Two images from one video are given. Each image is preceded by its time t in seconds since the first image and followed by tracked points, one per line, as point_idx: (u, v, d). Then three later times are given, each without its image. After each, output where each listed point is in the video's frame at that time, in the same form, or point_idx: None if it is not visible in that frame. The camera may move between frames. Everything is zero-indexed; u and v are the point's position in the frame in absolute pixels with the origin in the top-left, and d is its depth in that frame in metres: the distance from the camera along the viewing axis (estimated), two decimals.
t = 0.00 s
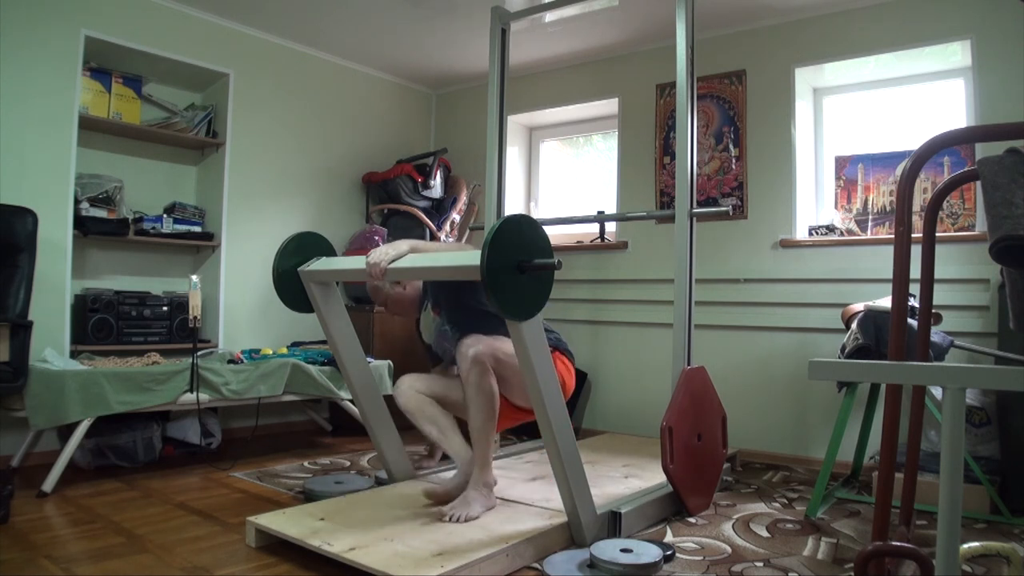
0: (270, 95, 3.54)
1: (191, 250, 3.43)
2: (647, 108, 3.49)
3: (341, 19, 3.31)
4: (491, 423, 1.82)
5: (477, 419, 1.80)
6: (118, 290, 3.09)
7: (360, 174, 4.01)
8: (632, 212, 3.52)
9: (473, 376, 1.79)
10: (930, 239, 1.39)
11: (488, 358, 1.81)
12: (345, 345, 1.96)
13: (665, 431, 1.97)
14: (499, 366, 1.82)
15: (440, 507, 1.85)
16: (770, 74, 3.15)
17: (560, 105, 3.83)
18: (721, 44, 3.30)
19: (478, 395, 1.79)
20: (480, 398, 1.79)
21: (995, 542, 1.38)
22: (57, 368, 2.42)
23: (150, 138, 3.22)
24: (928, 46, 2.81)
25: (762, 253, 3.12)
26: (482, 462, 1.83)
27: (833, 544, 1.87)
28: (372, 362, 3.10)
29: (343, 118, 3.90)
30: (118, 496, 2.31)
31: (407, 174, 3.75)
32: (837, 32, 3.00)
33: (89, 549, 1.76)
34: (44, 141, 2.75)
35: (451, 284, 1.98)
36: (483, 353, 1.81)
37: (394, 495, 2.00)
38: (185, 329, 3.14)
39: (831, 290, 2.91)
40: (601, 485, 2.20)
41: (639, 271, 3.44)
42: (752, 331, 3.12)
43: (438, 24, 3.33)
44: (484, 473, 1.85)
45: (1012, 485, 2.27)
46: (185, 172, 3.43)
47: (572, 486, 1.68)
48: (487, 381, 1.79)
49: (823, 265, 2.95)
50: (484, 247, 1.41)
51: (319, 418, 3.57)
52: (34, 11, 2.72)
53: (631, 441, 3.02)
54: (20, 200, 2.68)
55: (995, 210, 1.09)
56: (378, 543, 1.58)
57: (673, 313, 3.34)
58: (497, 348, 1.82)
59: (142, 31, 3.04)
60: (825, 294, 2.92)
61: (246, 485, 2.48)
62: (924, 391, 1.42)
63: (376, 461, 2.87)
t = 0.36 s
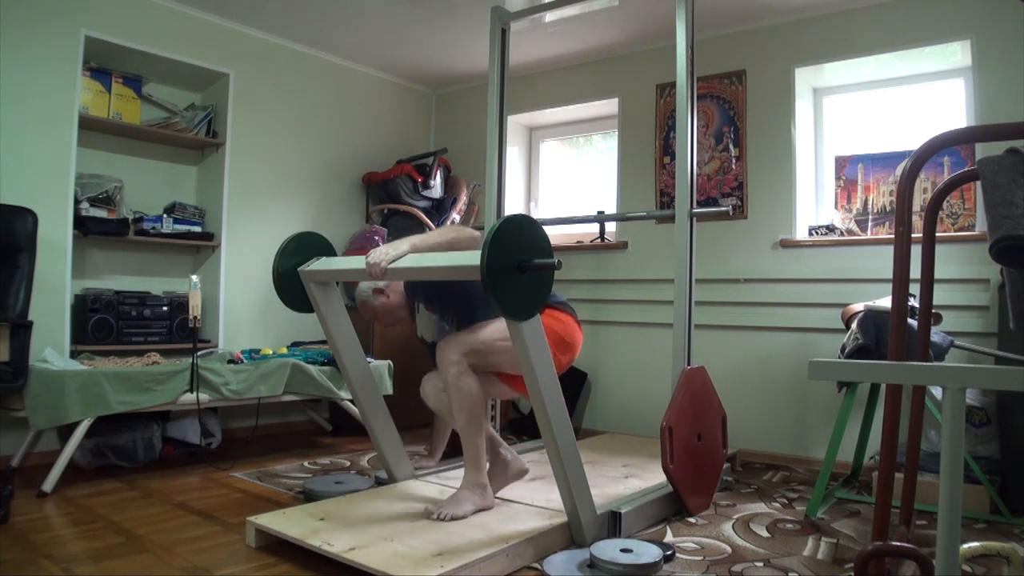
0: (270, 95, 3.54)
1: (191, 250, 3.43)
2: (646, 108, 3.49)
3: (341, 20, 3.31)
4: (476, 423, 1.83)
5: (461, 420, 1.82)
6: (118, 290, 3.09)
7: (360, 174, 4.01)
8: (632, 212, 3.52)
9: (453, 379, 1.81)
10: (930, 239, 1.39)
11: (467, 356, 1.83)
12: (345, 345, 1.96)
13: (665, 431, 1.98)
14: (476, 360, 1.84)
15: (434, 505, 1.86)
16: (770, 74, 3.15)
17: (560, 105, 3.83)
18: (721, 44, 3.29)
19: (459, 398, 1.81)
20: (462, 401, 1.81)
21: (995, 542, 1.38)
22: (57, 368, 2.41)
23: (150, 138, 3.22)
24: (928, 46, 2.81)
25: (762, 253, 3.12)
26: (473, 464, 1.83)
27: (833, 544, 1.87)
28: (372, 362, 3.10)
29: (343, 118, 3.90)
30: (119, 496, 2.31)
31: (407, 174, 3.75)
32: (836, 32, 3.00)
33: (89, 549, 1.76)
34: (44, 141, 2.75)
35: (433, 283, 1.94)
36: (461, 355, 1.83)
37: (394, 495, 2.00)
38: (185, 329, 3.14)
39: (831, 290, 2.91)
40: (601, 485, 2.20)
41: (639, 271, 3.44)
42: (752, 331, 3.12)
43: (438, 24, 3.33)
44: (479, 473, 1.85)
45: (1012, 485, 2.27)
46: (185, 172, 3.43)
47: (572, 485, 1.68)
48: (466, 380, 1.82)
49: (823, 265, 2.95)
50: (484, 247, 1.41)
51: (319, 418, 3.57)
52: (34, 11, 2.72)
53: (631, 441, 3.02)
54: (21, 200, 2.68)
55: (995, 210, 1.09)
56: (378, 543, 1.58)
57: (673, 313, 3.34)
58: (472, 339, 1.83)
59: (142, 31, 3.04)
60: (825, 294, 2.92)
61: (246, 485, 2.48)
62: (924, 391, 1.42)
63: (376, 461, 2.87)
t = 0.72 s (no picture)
0: (270, 95, 3.54)
1: (191, 250, 3.43)
2: (647, 109, 3.49)
3: (341, 19, 3.31)
4: (466, 424, 1.82)
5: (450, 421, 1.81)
6: (118, 290, 3.09)
7: (360, 174, 4.01)
8: (632, 212, 3.52)
9: (438, 384, 1.81)
10: (930, 239, 1.39)
11: (451, 356, 1.81)
12: (345, 345, 1.96)
13: (665, 431, 1.97)
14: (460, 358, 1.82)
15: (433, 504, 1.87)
16: (771, 74, 3.15)
17: (560, 105, 3.83)
18: (721, 44, 3.29)
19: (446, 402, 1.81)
20: (451, 405, 1.80)
21: (995, 542, 1.38)
22: (57, 368, 2.41)
23: (150, 138, 3.22)
24: (928, 46, 2.81)
25: (762, 253, 3.12)
26: (470, 463, 1.83)
27: (833, 544, 1.87)
28: (372, 362, 3.10)
29: (343, 118, 3.90)
30: (118, 496, 2.31)
31: (407, 174, 3.75)
32: (836, 32, 3.00)
33: (89, 550, 1.75)
34: (45, 141, 2.75)
35: (422, 282, 1.93)
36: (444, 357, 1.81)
37: (394, 495, 2.00)
38: (185, 329, 3.14)
39: (831, 290, 2.91)
40: (601, 485, 2.20)
41: (639, 271, 3.44)
42: (752, 331, 3.12)
43: (438, 24, 3.33)
44: (475, 474, 1.85)
45: (1012, 485, 2.27)
46: (185, 172, 3.43)
47: (572, 485, 1.68)
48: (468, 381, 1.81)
49: (823, 265, 2.95)
50: (484, 247, 1.41)
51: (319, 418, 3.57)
52: (33, 11, 2.72)
53: (631, 441, 3.02)
54: (21, 200, 2.68)
55: (995, 210, 1.09)
56: (378, 543, 1.58)
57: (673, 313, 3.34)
58: (452, 337, 1.80)
59: (142, 31, 3.04)
60: (825, 294, 2.92)
61: (246, 485, 2.48)
62: (924, 391, 1.42)
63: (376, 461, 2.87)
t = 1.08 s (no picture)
0: (270, 95, 3.54)
1: (191, 250, 3.43)
2: (647, 109, 3.49)
3: (341, 19, 3.31)
4: (477, 426, 1.79)
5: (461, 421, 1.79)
6: (118, 290, 3.09)
7: (360, 174, 4.01)
8: (632, 212, 3.52)
9: (454, 384, 1.78)
10: (930, 239, 1.39)
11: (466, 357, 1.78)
12: (345, 345, 1.96)
13: (666, 431, 1.98)
14: (474, 359, 1.80)
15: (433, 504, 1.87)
16: (770, 74, 3.15)
17: (560, 105, 3.83)
18: (721, 44, 3.30)
19: (461, 400, 1.78)
20: (464, 405, 1.78)
21: (995, 542, 1.38)
22: (57, 368, 2.41)
23: (150, 138, 3.22)
24: (928, 46, 2.81)
25: (762, 253, 3.12)
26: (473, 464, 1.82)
27: (833, 544, 1.87)
28: (372, 362, 3.10)
29: (343, 118, 3.90)
30: (119, 496, 2.31)
31: (407, 174, 3.75)
32: (836, 32, 3.00)
33: (89, 549, 1.75)
34: (45, 141, 2.75)
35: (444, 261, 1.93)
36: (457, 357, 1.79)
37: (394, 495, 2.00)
38: (185, 329, 3.14)
39: (830, 290, 2.91)
40: (601, 485, 2.20)
41: (639, 271, 3.44)
42: (752, 331, 3.11)
43: (438, 24, 3.33)
44: (476, 475, 1.85)
45: (1012, 485, 2.27)
46: (185, 172, 3.43)
47: (571, 485, 1.68)
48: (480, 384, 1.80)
49: (823, 265, 2.95)
50: (484, 248, 1.41)
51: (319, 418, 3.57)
52: (33, 11, 2.72)
53: (631, 441, 3.02)
54: (21, 200, 2.68)
55: (995, 210, 1.09)
56: (378, 543, 1.58)
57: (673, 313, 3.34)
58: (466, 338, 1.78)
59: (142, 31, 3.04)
60: (825, 294, 2.92)
61: (246, 485, 2.48)
62: (924, 391, 1.42)
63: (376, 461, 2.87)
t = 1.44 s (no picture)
0: (270, 95, 3.54)
1: (191, 251, 3.43)
2: (646, 109, 3.49)
3: (341, 19, 3.30)
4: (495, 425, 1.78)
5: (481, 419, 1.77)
6: (118, 290, 3.09)
7: (360, 174, 4.01)
8: (632, 212, 3.52)
9: (479, 382, 1.78)
10: (930, 239, 1.39)
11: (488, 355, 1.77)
12: (345, 345, 1.96)
13: (666, 431, 1.98)
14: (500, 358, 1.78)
15: (433, 504, 1.87)
16: (770, 74, 3.15)
17: (560, 105, 3.83)
18: (721, 45, 3.30)
19: (484, 399, 1.78)
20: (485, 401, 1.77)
21: (995, 542, 1.38)
22: (57, 368, 2.41)
23: (150, 138, 3.22)
24: (927, 46, 2.81)
25: (762, 253, 3.12)
26: (480, 464, 1.81)
27: (833, 544, 1.87)
28: (372, 362, 3.10)
29: (343, 118, 3.90)
30: (118, 496, 2.31)
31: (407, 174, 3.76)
32: (836, 32, 3.00)
33: (89, 549, 1.76)
34: (44, 141, 2.75)
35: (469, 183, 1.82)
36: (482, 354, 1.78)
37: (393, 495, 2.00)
38: (185, 329, 3.14)
39: (830, 291, 2.91)
40: (601, 485, 2.20)
41: (639, 271, 3.44)
42: (752, 331, 3.11)
43: (438, 24, 3.33)
44: (478, 475, 1.84)
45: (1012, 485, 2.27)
46: (185, 172, 3.43)
47: (572, 485, 1.68)
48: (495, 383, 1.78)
49: (823, 265, 2.94)
50: (484, 249, 1.40)
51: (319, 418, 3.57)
52: (33, 11, 2.72)
53: (631, 441, 3.02)
54: (21, 200, 2.68)
55: (995, 210, 1.09)
56: (378, 543, 1.58)
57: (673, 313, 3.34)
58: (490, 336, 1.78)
59: (142, 31, 3.04)
60: (825, 294, 2.92)
61: (246, 485, 2.48)
62: (924, 391, 1.42)
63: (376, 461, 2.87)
